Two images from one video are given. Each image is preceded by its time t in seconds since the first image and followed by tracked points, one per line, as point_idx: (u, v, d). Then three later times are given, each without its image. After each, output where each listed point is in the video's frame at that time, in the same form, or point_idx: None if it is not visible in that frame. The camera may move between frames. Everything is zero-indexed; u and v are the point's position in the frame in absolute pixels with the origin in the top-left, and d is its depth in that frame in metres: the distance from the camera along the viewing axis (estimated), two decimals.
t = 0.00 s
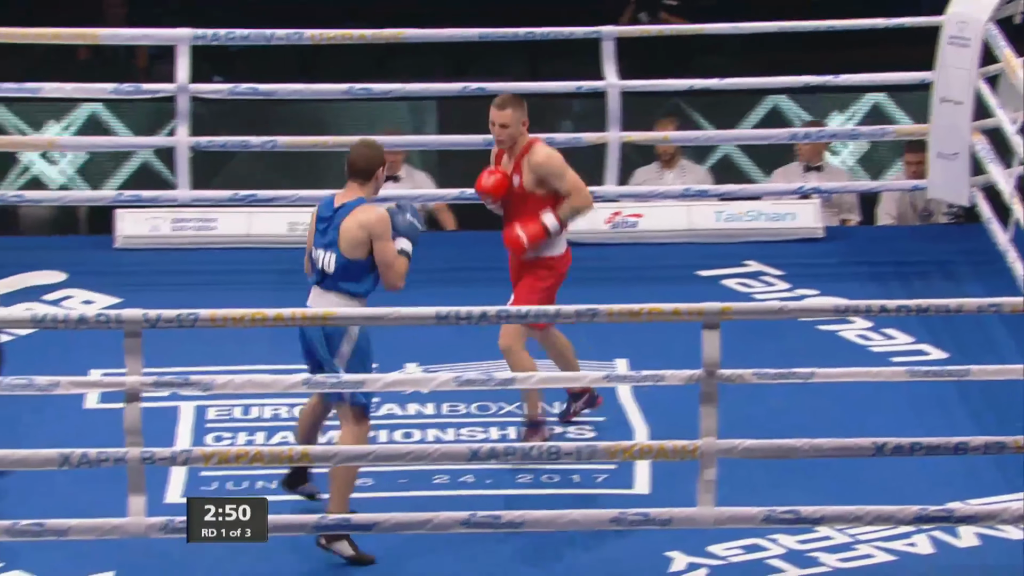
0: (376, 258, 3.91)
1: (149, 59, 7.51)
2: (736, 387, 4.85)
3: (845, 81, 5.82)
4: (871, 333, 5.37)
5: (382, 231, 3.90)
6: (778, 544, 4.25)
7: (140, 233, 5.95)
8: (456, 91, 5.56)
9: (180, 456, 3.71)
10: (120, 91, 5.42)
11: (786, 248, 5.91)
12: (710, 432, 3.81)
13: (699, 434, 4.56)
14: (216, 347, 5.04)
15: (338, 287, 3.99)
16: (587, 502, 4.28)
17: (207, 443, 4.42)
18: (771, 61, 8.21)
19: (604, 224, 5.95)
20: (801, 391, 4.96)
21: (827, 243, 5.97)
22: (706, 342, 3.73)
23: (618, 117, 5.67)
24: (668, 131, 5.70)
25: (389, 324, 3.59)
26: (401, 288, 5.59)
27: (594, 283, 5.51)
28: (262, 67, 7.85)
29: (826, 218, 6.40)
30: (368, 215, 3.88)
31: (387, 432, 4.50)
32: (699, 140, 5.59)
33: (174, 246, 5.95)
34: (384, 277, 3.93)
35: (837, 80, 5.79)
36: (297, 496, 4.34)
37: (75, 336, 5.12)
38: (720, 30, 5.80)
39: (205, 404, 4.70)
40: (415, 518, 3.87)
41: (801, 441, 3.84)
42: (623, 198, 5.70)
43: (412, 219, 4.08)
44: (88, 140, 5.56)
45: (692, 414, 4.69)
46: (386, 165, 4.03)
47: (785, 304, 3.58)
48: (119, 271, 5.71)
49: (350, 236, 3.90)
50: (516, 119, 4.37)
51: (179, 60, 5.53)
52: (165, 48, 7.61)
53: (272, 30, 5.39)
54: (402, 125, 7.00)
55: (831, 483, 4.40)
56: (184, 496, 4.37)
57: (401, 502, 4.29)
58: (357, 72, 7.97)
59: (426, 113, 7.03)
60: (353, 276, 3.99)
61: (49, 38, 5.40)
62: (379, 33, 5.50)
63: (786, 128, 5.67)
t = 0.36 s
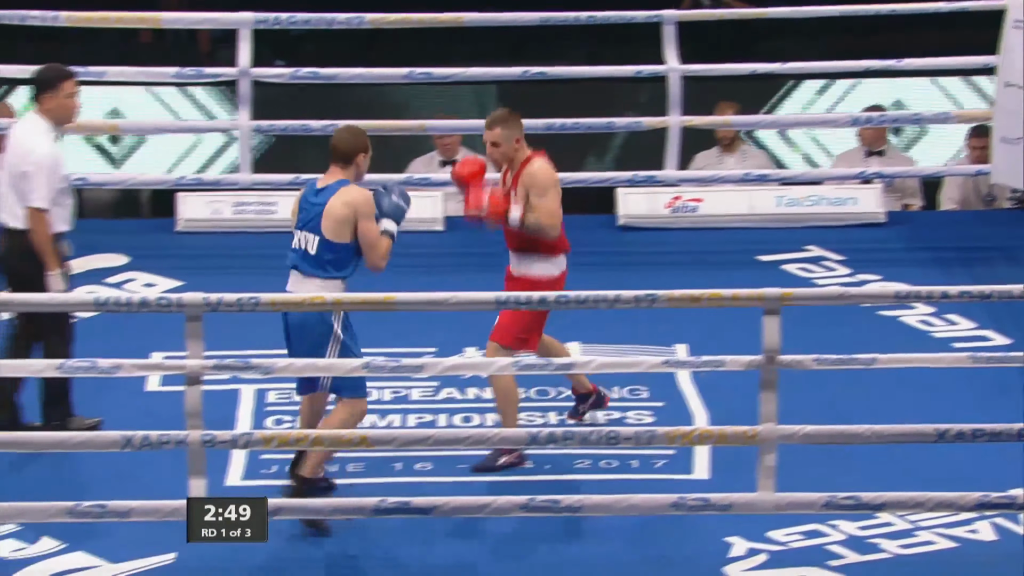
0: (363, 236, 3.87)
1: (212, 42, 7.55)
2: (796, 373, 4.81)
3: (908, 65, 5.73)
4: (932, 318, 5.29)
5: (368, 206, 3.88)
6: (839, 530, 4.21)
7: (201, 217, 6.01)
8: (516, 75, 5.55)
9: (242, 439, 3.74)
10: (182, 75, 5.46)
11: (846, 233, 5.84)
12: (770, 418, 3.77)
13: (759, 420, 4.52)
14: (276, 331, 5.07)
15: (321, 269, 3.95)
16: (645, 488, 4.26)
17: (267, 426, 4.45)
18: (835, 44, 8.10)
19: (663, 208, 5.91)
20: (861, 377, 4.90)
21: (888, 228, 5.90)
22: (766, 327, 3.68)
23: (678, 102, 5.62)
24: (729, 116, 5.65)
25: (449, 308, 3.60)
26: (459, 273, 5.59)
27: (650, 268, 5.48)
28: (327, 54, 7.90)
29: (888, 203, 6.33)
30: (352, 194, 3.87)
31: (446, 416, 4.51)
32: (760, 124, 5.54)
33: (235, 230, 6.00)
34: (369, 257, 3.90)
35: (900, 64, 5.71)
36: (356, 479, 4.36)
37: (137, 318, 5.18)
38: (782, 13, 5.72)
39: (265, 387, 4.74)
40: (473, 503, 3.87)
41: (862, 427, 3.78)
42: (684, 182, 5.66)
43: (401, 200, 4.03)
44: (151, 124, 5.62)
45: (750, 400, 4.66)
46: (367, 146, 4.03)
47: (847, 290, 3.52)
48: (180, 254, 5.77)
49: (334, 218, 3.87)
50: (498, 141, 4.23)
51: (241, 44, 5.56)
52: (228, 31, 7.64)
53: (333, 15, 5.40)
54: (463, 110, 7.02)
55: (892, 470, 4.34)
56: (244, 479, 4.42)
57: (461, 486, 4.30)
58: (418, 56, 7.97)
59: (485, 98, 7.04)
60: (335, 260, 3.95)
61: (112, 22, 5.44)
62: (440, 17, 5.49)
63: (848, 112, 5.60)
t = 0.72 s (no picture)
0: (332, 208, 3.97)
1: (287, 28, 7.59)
2: (870, 360, 4.75)
3: (987, 50, 5.63)
4: (1010, 307, 5.20)
5: (341, 181, 3.97)
6: (912, 519, 4.17)
7: (275, 203, 6.08)
8: (590, 61, 5.54)
9: (314, 424, 3.76)
10: (258, 61, 5.53)
11: (922, 221, 5.77)
12: (844, 406, 3.72)
13: (833, 408, 4.48)
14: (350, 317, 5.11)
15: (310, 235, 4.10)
16: (717, 475, 4.24)
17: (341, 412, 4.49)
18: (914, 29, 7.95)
19: (737, 195, 5.88)
20: (937, 366, 4.83)
21: (965, 215, 5.81)
22: (841, 314, 3.64)
23: (754, 87, 5.58)
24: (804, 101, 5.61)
25: (522, 295, 3.58)
26: (530, 259, 5.59)
27: (721, 254, 5.46)
28: (402, 38, 7.88)
29: (965, 189, 6.24)
30: (333, 161, 3.98)
31: (519, 402, 4.53)
32: (836, 110, 5.48)
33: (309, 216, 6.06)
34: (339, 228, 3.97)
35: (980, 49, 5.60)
36: (430, 464, 4.39)
37: (213, 303, 5.26)
38: None
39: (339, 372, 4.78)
40: (544, 490, 3.87)
41: (939, 416, 3.73)
42: (758, 168, 5.62)
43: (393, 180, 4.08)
44: (228, 110, 5.69)
45: (824, 389, 4.61)
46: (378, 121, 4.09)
47: (925, 277, 3.46)
48: (255, 239, 5.84)
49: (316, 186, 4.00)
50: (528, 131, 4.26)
51: (316, 30, 5.60)
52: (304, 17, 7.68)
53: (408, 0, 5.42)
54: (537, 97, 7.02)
55: (969, 461, 4.27)
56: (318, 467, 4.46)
57: (533, 471, 4.32)
58: (491, 43, 7.97)
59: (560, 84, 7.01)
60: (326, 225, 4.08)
61: (191, 9, 5.51)
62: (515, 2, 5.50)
63: (926, 98, 5.52)
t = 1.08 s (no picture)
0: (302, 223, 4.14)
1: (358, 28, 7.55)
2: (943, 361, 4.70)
3: None
4: None
5: (312, 199, 4.13)
6: (986, 522, 4.12)
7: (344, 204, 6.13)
8: (661, 61, 5.54)
9: (384, 424, 3.81)
10: (329, 61, 5.60)
11: (995, 223, 5.70)
12: (916, 408, 3.69)
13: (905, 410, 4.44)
14: (419, 317, 5.15)
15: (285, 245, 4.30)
16: (787, 477, 4.22)
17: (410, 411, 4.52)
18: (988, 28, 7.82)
19: (809, 196, 5.82)
20: (1011, 369, 4.77)
21: None
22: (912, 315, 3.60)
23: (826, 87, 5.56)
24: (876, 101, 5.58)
25: (592, 296, 3.59)
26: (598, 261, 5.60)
27: (791, 255, 5.43)
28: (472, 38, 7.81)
29: None
30: (301, 180, 4.13)
31: (588, 402, 4.54)
32: (910, 110, 5.45)
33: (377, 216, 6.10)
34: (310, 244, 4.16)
35: None
36: (501, 463, 4.41)
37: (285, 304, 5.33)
38: None
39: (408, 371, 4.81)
40: (614, 490, 3.86)
41: (1014, 419, 3.69)
42: (830, 169, 5.59)
43: (368, 196, 4.13)
44: (301, 110, 5.76)
45: (896, 391, 4.58)
46: (350, 130, 4.20)
47: (1000, 278, 3.43)
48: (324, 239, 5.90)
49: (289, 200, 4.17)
50: (613, 115, 4.41)
51: (387, 30, 5.66)
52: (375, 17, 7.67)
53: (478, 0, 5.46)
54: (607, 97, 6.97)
55: None
56: (387, 463, 4.45)
57: (602, 471, 4.33)
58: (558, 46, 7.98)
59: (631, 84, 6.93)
60: (297, 234, 4.29)
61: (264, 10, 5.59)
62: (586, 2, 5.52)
63: (999, 99, 5.46)
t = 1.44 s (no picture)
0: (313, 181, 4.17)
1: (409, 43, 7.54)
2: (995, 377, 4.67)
3: None
4: None
5: (326, 158, 4.14)
6: None
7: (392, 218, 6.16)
8: (711, 75, 5.56)
9: (433, 437, 3.80)
10: (381, 74, 5.65)
11: None
12: (968, 424, 3.66)
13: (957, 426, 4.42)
14: (467, 331, 5.17)
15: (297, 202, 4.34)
16: (838, 492, 4.20)
17: (459, 424, 4.53)
18: None
19: (860, 211, 5.81)
20: None
21: None
22: (963, 331, 3.57)
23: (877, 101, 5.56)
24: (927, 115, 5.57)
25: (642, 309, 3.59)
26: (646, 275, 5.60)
27: (841, 269, 5.42)
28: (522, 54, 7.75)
29: None
30: (315, 137, 4.15)
31: (637, 416, 4.54)
32: (963, 125, 5.44)
33: (423, 231, 6.13)
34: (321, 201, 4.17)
35: None
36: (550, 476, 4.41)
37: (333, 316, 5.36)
38: (983, 12, 5.58)
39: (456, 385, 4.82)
40: (663, 504, 3.85)
41: None
42: (880, 184, 5.56)
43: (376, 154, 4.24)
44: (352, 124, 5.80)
45: (947, 406, 4.56)
46: (366, 97, 4.24)
47: None
48: (372, 253, 5.93)
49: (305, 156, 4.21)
50: (606, 97, 4.36)
51: (438, 44, 5.70)
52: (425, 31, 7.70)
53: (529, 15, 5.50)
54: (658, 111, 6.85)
55: None
56: (437, 475, 4.46)
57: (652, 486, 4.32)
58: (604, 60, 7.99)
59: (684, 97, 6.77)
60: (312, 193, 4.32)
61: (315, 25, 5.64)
62: (636, 16, 5.55)
63: None
